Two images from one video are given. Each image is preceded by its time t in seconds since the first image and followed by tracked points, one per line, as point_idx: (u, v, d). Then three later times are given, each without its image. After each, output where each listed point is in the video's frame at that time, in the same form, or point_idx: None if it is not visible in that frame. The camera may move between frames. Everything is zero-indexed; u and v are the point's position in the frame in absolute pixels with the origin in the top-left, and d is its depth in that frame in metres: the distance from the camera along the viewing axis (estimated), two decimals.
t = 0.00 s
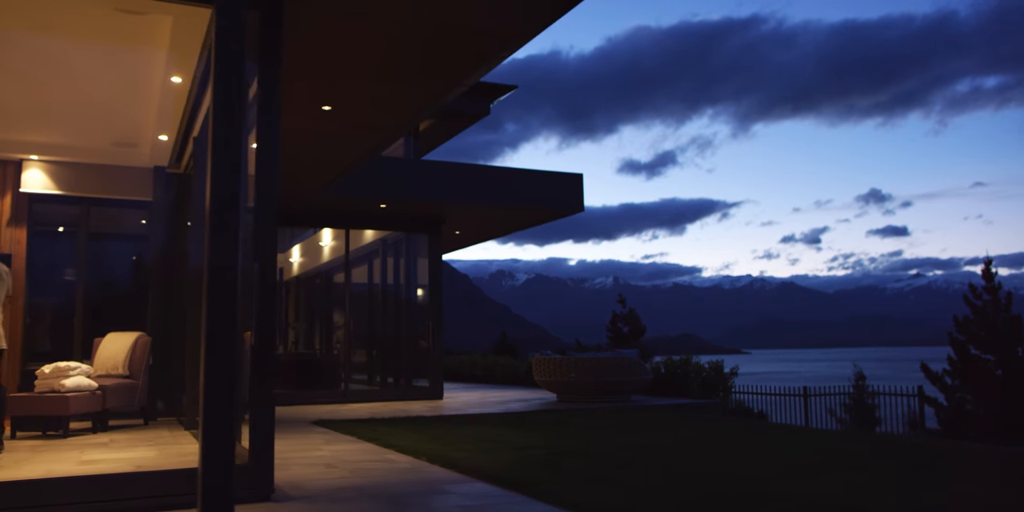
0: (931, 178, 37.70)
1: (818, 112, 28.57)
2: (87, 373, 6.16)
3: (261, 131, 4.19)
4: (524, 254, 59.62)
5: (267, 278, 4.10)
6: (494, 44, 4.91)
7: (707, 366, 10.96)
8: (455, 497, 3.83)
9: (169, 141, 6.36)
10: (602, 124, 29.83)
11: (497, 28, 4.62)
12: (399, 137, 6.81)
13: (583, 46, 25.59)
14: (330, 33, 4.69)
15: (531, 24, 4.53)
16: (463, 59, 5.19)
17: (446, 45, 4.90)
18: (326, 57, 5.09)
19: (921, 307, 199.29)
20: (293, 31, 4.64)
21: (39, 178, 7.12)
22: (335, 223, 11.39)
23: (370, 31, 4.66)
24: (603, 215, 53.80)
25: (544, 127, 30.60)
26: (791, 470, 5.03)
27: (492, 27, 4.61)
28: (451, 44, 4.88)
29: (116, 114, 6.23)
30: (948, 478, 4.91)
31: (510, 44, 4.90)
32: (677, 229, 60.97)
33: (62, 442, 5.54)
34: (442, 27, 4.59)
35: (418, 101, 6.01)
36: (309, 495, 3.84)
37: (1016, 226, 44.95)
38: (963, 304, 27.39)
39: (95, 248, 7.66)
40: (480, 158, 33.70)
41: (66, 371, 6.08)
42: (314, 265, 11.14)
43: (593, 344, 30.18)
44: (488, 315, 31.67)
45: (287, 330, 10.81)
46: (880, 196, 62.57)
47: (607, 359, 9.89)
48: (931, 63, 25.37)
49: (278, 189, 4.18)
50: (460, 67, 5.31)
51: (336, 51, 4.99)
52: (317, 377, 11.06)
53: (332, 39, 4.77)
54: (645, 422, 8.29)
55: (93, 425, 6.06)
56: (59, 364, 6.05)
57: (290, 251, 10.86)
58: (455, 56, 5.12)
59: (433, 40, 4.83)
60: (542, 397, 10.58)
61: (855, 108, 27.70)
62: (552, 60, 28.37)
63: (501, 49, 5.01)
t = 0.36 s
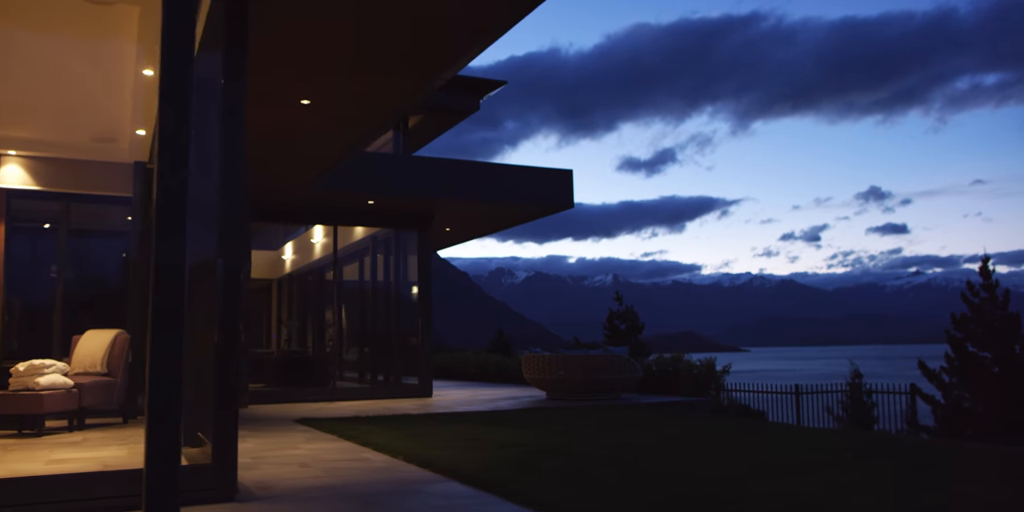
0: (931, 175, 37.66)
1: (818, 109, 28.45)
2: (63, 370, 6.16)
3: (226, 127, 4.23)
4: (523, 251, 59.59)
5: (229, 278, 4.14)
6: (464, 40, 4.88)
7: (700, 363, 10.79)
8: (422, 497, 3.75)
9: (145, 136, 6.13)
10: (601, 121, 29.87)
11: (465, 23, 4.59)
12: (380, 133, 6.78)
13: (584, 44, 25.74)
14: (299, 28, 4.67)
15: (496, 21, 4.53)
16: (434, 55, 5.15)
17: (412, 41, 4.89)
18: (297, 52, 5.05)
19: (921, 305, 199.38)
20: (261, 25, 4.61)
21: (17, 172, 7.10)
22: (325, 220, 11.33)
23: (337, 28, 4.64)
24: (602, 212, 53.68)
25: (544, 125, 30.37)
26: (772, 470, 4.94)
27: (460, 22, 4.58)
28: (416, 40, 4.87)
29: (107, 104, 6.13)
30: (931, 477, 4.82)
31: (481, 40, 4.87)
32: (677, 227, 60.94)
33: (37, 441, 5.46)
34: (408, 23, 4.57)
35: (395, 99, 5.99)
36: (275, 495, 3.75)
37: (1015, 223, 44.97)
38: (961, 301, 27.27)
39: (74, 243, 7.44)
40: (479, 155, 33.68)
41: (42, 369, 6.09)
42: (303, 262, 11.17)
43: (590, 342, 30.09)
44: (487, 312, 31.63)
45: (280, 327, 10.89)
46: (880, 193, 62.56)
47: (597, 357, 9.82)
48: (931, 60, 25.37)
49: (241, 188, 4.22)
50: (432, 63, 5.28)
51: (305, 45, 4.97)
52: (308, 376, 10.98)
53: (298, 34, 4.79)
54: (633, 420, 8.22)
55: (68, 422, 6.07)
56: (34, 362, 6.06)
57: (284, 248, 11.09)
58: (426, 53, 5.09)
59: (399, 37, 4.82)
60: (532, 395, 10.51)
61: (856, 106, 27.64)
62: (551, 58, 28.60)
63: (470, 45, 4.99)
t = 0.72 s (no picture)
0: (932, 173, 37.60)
1: (820, 107, 28.31)
2: (40, 367, 6.12)
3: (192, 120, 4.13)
4: (524, 248, 59.62)
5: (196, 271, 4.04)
6: (439, 31, 4.80)
7: (692, 361, 10.75)
8: (390, 496, 3.64)
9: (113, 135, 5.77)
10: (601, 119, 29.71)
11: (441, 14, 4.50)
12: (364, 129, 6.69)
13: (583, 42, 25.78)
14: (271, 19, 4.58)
15: (467, 12, 4.50)
16: (410, 45, 5.06)
17: (388, 32, 4.80)
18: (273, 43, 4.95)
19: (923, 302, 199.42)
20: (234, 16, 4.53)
21: None
22: (319, 217, 11.19)
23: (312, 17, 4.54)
24: (603, 210, 53.65)
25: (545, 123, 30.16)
26: (759, 469, 4.80)
27: (431, 10, 4.47)
28: (392, 31, 4.78)
29: (93, 87, 5.77)
30: (920, 476, 4.69)
31: (456, 30, 4.79)
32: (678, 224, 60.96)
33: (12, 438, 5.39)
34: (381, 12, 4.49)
35: (375, 92, 5.90)
36: (240, 494, 3.64)
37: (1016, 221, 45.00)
38: (959, 299, 27.05)
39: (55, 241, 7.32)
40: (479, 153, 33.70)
41: (18, 365, 6.04)
42: (298, 260, 11.06)
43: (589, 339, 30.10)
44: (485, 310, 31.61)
45: (275, 324, 10.91)
46: (881, 191, 62.49)
47: (589, 354, 9.72)
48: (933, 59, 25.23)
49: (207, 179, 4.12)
50: (408, 55, 5.20)
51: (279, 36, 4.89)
52: (299, 374, 10.86)
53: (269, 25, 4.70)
54: (623, 418, 8.14)
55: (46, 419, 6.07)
56: (10, 358, 6.01)
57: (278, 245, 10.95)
58: (401, 44, 5.00)
59: (371, 28, 4.73)
60: (523, 392, 10.41)
61: (857, 103, 27.52)
62: (552, 56, 27.50)
63: (446, 36, 4.90)
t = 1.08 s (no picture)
0: (934, 169, 37.44)
1: (822, 103, 28.13)
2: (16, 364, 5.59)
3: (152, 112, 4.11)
4: (525, 244, 59.57)
5: (158, 266, 4.05)
6: (412, 20, 4.71)
7: (683, 357, 10.79)
8: (357, 498, 3.57)
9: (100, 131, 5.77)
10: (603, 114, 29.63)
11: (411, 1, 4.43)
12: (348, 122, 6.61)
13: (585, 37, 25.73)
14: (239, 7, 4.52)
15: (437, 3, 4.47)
16: (386, 37, 4.98)
17: (360, 23, 4.74)
18: (245, 31, 4.89)
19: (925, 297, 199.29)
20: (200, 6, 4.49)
21: None
22: (311, 212, 11.10)
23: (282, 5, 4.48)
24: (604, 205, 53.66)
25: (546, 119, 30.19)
26: (740, 468, 4.73)
27: None
28: (364, 22, 4.72)
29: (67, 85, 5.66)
30: (905, 478, 4.60)
31: (429, 19, 4.70)
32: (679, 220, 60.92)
33: None
34: None
35: (355, 85, 5.82)
36: (208, 494, 3.57)
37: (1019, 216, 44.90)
38: (957, 295, 26.91)
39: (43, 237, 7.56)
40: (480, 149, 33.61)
41: None
42: (291, 256, 11.07)
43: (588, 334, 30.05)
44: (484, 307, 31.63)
45: (270, 320, 10.88)
46: (883, 186, 62.31)
47: (580, 350, 9.67)
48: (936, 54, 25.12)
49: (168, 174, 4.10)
50: (384, 46, 5.10)
51: (252, 26, 4.83)
52: (291, 370, 10.80)
53: (239, 13, 4.64)
54: (612, 414, 8.06)
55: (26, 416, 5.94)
56: None
57: (271, 241, 10.93)
58: (374, 35, 4.92)
59: (343, 16, 4.65)
60: (514, 389, 10.34)
61: (859, 99, 27.41)
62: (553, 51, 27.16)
63: (422, 26, 4.80)
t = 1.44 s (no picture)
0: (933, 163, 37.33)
1: (821, 97, 28.02)
2: None
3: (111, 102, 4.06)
4: (524, 238, 59.48)
5: (117, 259, 3.99)
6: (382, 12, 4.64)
7: (673, 352, 10.76)
8: (319, 497, 3.49)
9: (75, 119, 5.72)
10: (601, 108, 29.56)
11: None
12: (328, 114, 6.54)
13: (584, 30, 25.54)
14: None
15: None
16: (358, 30, 4.91)
17: (330, 15, 4.67)
18: (215, 22, 4.84)
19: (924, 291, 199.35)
20: None
21: None
22: (302, 205, 11.03)
23: None
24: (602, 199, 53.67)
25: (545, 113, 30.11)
26: (717, 466, 4.64)
27: None
28: (334, 14, 4.66)
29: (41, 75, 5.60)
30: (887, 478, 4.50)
31: (397, 12, 4.64)
32: (678, 214, 60.86)
33: None
34: None
35: (330, 78, 5.77)
36: (169, 492, 3.51)
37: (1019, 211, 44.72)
38: (953, 289, 26.85)
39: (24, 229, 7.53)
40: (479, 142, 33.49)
41: None
42: (283, 250, 11.01)
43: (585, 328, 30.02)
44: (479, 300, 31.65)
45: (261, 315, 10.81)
46: (882, 180, 62.27)
47: (569, 345, 9.58)
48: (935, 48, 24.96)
49: (128, 170, 4.09)
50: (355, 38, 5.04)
51: (221, 17, 4.77)
52: (277, 365, 10.78)
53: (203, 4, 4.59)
54: (600, 411, 7.99)
55: None
56: None
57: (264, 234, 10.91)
58: (345, 27, 4.85)
59: (308, 9, 4.60)
60: (503, 384, 10.28)
61: (858, 92, 27.38)
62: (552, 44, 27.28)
63: (393, 18, 4.73)
